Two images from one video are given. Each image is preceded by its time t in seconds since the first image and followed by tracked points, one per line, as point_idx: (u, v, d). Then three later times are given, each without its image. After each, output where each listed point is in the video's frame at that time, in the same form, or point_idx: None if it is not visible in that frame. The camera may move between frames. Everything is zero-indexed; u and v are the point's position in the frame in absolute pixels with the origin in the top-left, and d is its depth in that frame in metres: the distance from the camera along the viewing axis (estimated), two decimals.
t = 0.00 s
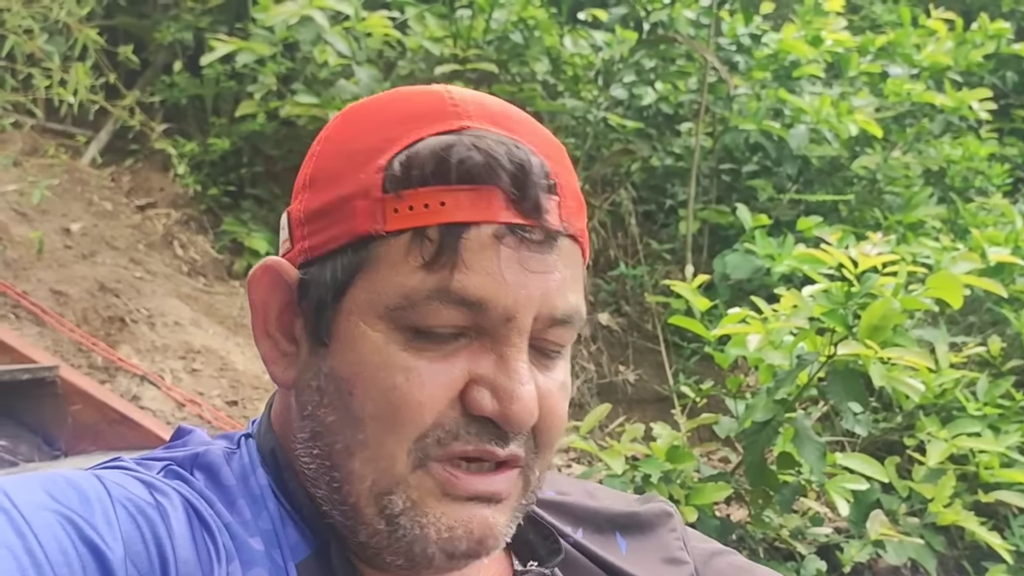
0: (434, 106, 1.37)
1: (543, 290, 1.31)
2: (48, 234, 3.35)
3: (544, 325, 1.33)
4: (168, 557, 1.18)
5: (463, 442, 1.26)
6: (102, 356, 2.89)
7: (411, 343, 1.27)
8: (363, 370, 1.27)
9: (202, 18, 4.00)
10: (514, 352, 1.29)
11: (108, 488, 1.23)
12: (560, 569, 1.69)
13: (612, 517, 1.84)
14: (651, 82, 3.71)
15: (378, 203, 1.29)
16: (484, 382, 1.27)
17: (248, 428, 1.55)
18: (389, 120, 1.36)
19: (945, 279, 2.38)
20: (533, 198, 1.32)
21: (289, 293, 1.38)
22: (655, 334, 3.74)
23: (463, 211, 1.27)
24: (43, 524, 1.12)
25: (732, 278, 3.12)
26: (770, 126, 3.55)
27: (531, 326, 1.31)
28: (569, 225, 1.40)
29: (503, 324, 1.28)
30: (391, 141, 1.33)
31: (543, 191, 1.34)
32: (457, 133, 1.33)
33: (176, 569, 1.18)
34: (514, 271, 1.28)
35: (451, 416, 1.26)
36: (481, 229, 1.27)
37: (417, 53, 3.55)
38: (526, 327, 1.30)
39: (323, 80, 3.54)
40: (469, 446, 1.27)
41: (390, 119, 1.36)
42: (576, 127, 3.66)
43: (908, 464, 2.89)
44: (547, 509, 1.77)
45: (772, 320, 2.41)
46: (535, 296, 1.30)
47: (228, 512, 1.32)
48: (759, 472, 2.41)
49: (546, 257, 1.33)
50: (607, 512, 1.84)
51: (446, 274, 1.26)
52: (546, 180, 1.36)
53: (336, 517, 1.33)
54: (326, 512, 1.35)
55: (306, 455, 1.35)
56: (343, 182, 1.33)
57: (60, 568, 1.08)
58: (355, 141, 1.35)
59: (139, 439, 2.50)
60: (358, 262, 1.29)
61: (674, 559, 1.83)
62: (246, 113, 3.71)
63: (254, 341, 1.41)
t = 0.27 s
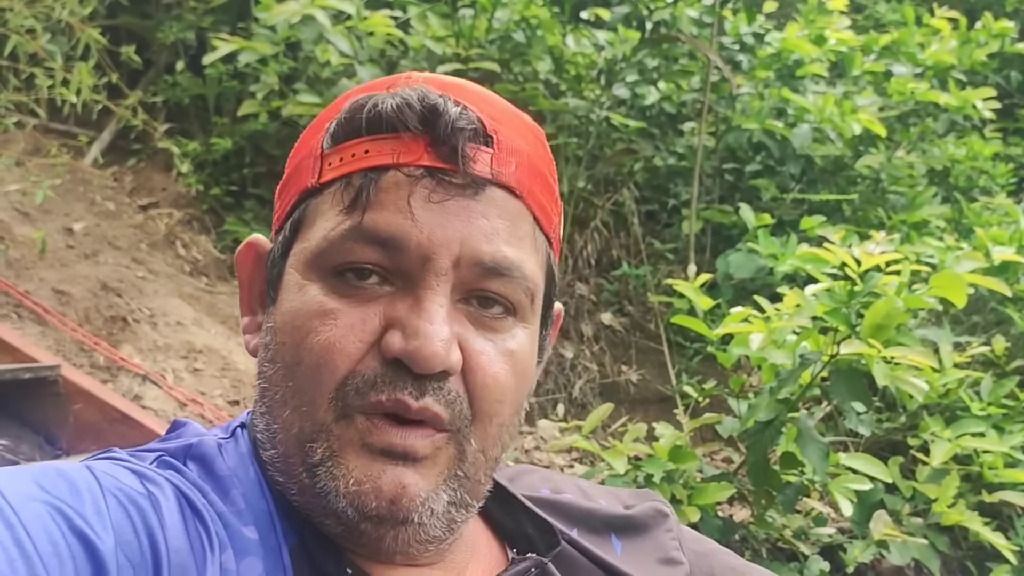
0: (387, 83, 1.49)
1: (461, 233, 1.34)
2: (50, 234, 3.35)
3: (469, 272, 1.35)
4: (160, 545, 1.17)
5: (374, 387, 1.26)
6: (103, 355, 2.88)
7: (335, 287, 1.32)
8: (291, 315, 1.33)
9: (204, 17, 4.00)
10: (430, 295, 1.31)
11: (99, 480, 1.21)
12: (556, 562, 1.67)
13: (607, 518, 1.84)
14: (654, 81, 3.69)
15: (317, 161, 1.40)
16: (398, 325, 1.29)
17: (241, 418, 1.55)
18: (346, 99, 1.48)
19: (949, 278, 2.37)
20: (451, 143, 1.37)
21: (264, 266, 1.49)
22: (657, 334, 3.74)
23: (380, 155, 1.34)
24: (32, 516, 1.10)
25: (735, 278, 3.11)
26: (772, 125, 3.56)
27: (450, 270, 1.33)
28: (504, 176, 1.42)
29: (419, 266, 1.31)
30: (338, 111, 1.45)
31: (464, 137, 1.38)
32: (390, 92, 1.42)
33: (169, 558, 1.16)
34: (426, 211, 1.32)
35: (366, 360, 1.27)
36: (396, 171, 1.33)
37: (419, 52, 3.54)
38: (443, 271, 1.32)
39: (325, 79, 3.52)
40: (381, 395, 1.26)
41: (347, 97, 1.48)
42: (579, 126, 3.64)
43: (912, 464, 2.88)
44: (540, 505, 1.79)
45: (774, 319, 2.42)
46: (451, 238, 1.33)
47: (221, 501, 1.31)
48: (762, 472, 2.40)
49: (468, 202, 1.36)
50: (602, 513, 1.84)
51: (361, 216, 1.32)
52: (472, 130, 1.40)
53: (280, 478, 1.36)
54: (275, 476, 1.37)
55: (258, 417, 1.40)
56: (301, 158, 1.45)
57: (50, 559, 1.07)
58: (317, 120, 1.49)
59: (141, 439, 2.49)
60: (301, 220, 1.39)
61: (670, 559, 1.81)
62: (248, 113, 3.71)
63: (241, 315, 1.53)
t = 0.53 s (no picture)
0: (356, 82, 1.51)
1: (435, 222, 1.35)
2: (53, 235, 3.36)
3: (446, 259, 1.37)
4: (161, 544, 1.17)
5: (355, 372, 1.29)
6: (107, 356, 2.89)
7: (314, 282, 1.34)
8: (271, 313, 1.35)
9: (206, 19, 4.01)
10: (408, 283, 1.32)
11: (100, 480, 1.22)
12: (553, 562, 1.68)
13: (605, 518, 1.84)
14: (655, 82, 3.72)
15: (289, 164, 1.42)
16: (377, 314, 1.31)
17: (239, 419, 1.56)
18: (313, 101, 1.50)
19: (950, 279, 2.37)
20: (417, 134, 1.38)
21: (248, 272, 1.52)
22: (659, 335, 3.74)
23: (348, 152, 1.36)
24: (36, 516, 1.10)
25: (737, 279, 3.11)
26: (775, 126, 3.56)
27: (426, 257, 1.34)
28: (474, 162, 1.43)
29: (395, 256, 1.33)
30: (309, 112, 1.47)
31: (431, 127, 1.39)
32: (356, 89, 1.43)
33: (170, 557, 1.17)
34: (398, 201, 1.34)
35: (347, 349, 1.30)
36: (366, 166, 1.35)
37: (422, 53, 3.55)
38: (418, 259, 1.33)
39: (327, 81, 3.53)
40: (362, 378, 1.29)
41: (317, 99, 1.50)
42: (581, 128, 3.66)
43: (914, 465, 2.88)
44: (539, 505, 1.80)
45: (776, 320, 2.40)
46: (425, 226, 1.34)
47: (221, 501, 1.31)
48: (764, 472, 2.41)
49: (440, 189, 1.37)
50: (600, 513, 1.84)
51: (334, 212, 1.34)
52: (439, 120, 1.41)
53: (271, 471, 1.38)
54: (267, 470, 1.39)
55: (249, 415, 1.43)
56: (275, 162, 1.47)
57: (53, 559, 1.07)
58: (291, 124, 1.51)
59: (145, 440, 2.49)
60: (278, 223, 1.41)
61: (668, 559, 1.81)
62: (250, 114, 3.72)
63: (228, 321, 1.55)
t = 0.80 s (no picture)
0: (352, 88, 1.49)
1: (436, 227, 1.35)
2: (51, 237, 3.35)
3: (448, 265, 1.36)
4: (156, 550, 1.16)
5: (360, 380, 1.28)
6: (105, 358, 2.88)
7: (314, 289, 1.33)
8: (272, 320, 1.34)
9: (205, 21, 4.00)
10: (410, 289, 1.32)
11: (95, 486, 1.21)
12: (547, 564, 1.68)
13: (600, 520, 1.83)
14: (654, 84, 3.69)
15: (287, 169, 1.41)
16: (380, 321, 1.30)
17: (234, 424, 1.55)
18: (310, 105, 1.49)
19: (949, 281, 2.37)
20: (419, 139, 1.38)
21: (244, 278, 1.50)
22: (658, 337, 3.74)
23: (349, 157, 1.35)
24: (30, 522, 1.10)
25: (736, 281, 3.11)
26: (774, 127, 3.54)
27: (427, 263, 1.34)
28: (474, 167, 1.43)
29: (397, 262, 1.32)
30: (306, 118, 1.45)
31: (433, 132, 1.39)
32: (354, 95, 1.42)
33: (164, 563, 1.15)
34: (400, 207, 1.33)
35: (350, 356, 1.29)
36: (367, 171, 1.34)
37: (420, 55, 3.55)
38: (419, 265, 1.33)
39: (325, 83, 3.53)
40: (367, 386, 1.28)
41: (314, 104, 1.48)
42: (580, 129, 3.65)
43: (913, 466, 2.88)
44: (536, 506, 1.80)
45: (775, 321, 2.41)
46: (427, 231, 1.34)
47: (215, 507, 1.30)
48: (763, 474, 2.40)
49: (440, 196, 1.37)
50: (594, 516, 1.84)
51: (335, 217, 1.33)
52: (440, 125, 1.41)
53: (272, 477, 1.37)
54: (266, 476, 1.38)
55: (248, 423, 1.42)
56: (271, 167, 1.46)
57: (47, 565, 1.07)
58: (286, 129, 1.49)
59: (143, 443, 2.49)
60: (277, 230, 1.40)
61: (662, 562, 1.81)
62: (249, 116, 3.71)
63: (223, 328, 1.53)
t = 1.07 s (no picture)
0: (375, 93, 1.32)
1: (513, 253, 1.29)
2: (46, 238, 3.35)
3: (518, 286, 1.31)
4: (150, 549, 1.15)
5: (466, 414, 1.25)
6: (99, 359, 2.88)
7: (396, 328, 1.22)
8: (349, 362, 1.23)
9: (200, 21, 4.00)
10: (498, 317, 1.27)
11: (90, 484, 1.21)
12: (546, 552, 1.65)
13: (604, 502, 1.83)
14: (648, 85, 3.69)
15: (336, 199, 1.24)
16: (474, 354, 1.25)
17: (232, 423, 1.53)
18: (324, 111, 1.31)
19: (943, 280, 2.38)
20: (489, 166, 1.29)
21: (254, 303, 1.32)
22: (653, 337, 3.74)
23: (426, 189, 1.24)
24: (22, 520, 1.10)
25: (730, 281, 3.11)
26: (768, 128, 3.55)
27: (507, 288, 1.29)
28: (524, 184, 1.37)
29: (484, 293, 1.25)
30: (340, 133, 1.27)
31: (494, 155, 1.31)
32: (403, 113, 1.29)
33: (158, 563, 1.15)
34: (485, 237, 1.26)
35: (447, 393, 1.24)
36: (448, 203, 1.24)
37: (415, 56, 3.56)
38: (504, 295, 1.27)
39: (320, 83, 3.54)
40: (473, 416, 1.25)
41: (333, 111, 1.30)
42: (575, 130, 3.66)
43: (908, 466, 2.88)
44: (539, 493, 1.79)
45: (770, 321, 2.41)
46: (508, 259, 1.28)
47: (212, 507, 1.29)
48: (758, 474, 2.40)
49: (514, 222, 1.31)
50: (599, 498, 1.84)
51: (422, 255, 1.22)
52: (494, 145, 1.33)
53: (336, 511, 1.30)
54: (324, 507, 1.31)
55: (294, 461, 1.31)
56: (294, 186, 1.27)
57: (39, 565, 1.07)
58: (299, 139, 1.30)
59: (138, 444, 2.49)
60: (327, 263, 1.24)
61: (670, 545, 1.81)
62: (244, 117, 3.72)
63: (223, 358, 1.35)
